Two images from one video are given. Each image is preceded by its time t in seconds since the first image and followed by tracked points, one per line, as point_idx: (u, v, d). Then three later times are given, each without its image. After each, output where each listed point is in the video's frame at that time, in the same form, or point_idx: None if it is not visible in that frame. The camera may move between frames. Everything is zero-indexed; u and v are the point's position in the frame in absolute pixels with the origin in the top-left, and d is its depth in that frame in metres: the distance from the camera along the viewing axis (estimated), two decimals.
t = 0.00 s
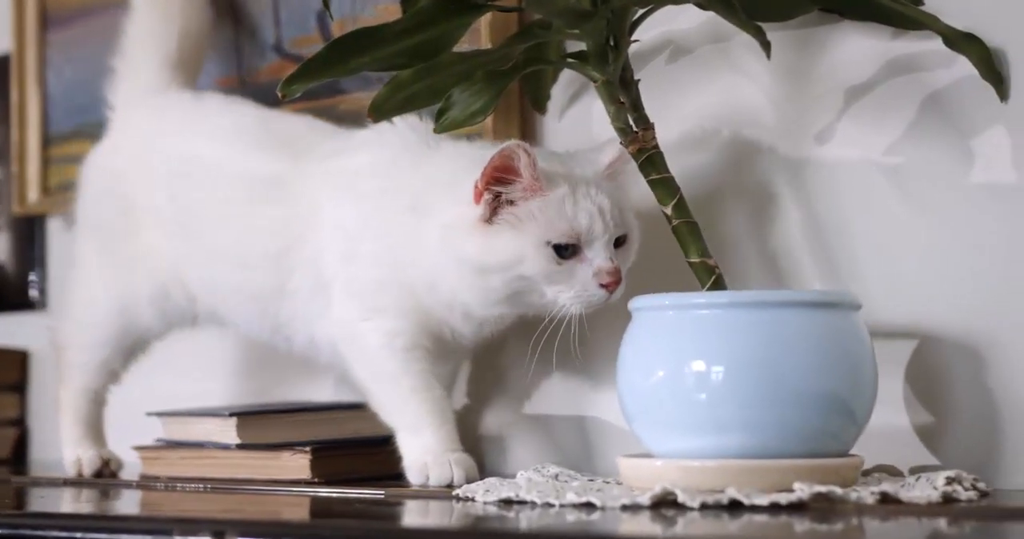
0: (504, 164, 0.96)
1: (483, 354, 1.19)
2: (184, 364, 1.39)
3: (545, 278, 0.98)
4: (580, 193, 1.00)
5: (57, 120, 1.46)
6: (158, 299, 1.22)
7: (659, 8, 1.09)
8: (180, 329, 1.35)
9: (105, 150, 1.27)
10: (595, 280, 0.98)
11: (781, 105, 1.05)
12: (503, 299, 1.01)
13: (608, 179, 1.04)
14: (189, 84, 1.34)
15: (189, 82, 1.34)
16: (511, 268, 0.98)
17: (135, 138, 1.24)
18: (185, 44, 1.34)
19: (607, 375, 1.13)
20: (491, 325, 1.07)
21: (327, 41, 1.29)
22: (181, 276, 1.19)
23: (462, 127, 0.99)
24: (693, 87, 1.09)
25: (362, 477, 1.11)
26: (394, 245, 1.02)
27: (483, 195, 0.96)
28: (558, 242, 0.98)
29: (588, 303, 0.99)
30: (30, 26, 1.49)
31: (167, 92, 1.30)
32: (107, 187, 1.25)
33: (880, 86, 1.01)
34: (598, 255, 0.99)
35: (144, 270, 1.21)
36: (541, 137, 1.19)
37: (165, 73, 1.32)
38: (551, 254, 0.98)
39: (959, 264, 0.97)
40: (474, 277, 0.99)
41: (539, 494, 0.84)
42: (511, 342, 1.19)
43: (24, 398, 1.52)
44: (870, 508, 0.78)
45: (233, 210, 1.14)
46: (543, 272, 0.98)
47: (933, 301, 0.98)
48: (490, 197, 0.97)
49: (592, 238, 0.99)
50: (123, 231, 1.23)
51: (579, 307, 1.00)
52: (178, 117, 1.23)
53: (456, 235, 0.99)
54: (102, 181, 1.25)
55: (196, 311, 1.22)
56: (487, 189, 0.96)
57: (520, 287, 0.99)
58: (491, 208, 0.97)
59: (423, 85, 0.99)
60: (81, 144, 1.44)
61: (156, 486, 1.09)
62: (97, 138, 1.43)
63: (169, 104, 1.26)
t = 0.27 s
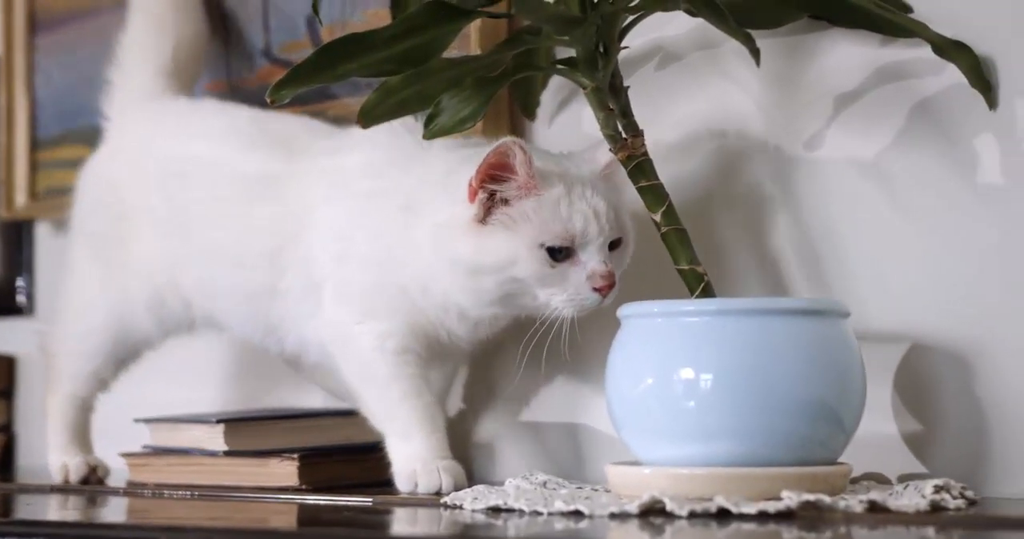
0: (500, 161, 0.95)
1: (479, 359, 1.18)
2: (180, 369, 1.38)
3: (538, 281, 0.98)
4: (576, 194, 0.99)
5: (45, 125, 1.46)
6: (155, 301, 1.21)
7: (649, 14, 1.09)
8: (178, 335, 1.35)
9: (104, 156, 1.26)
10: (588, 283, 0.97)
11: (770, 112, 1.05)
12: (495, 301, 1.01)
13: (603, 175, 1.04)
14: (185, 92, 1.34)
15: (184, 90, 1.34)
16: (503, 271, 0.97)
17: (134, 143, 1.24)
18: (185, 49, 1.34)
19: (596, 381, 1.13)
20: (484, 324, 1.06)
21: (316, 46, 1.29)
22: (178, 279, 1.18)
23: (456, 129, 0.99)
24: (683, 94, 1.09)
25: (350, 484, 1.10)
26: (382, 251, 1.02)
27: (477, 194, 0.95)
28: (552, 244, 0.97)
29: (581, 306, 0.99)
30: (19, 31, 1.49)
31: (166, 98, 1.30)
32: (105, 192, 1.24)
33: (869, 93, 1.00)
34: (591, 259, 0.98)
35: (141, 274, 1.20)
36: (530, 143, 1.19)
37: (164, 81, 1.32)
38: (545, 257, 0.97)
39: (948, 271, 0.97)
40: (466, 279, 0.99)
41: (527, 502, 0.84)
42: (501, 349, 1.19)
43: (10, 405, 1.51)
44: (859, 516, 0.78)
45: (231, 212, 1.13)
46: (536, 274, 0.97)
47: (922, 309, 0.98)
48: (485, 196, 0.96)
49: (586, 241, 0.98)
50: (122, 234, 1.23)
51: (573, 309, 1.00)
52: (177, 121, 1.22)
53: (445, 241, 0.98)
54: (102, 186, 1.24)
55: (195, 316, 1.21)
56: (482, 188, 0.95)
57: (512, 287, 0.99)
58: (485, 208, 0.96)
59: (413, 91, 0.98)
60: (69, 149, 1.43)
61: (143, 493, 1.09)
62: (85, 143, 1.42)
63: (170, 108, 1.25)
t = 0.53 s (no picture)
0: (478, 197, 0.95)
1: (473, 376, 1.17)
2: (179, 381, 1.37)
3: (512, 322, 0.97)
4: (553, 234, 0.98)
5: (30, 137, 1.45)
6: (154, 317, 1.19)
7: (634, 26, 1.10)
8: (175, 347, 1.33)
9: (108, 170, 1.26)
10: (563, 325, 0.97)
11: (754, 124, 1.05)
12: (471, 335, 1.00)
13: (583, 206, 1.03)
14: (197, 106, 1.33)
15: (193, 104, 1.33)
16: (477, 310, 0.97)
17: (138, 157, 1.23)
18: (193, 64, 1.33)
19: (581, 393, 1.13)
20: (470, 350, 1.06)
21: (300, 58, 1.29)
22: (175, 290, 1.16)
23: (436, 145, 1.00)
24: (667, 106, 1.09)
25: (335, 497, 1.10)
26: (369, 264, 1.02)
27: (455, 228, 0.95)
28: (525, 288, 0.97)
29: (554, 348, 0.99)
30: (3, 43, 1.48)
31: (172, 113, 1.28)
32: (106, 202, 1.23)
33: (853, 105, 1.01)
34: (565, 302, 0.98)
35: (135, 283, 1.18)
36: (515, 155, 1.19)
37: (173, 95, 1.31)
38: (519, 298, 0.96)
39: (932, 283, 0.97)
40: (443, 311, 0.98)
41: (513, 515, 0.84)
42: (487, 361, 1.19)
43: None
44: (845, 528, 0.78)
45: (230, 220, 1.12)
46: (509, 316, 0.97)
47: (906, 320, 0.98)
48: (462, 229, 0.96)
49: (561, 284, 0.97)
50: (114, 243, 1.21)
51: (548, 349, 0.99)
52: (180, 135, 1.22)
53: (429, 253, 0.98)
54: (104, 197, 1.23)
55: (193, 329, 1.20)
56: (459, 222, 0.95)
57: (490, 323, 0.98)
58: (464, 241, 0.96)
59: (397, 104, 0.98)
60: (53, 161, 1.43)
61: (128, 506, 1.08)
62: (70, 156, 1.42)
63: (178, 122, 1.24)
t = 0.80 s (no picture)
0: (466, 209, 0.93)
1: (475, 377, 1.16)
2: (185, 386, 1.36)
3: (497, 335, 0.96)
4: (538, 246, 0.97)
5: (21, 145, 1.45)
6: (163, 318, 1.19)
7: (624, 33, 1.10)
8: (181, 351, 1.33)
9: (116, 173, 1.26)
10: (547, 340, 0.96)
11: (744, 131, 1.05)
12: (455, 347, 0.99)
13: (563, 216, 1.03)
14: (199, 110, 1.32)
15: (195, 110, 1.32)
16: (461, 322, 0.96)
17: (147, 159, 1.23)
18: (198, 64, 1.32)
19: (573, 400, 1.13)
20: (456, 359, 1.05)
21: (291, 65, 1.29)
22: (184, 292, 1.16)
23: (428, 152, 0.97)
24: (657, 113, 1.10)
25: (326, 504, 1.10)
26: (349, 271, 1.01)
27: (441, 240, 0.93)
28: (511, 300, 0.96)
29: (538, 361, 0.98)
30: None
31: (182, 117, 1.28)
32: (115, 204, 1.24)
33: (842, 112, 1.01)
34: (550, 315, 0.97)
35: (146, 283, 1.18)
36: (506, 162, 1.19)
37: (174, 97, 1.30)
38: (504, 312, 0.96)
39: (922, 290, 0.98)
40: (428, 323, 0.97)
41: (503, 521, 0.84)
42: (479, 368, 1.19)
43: None
44: (835, 533, 0.78)
45: (234, 223, 1.12)
46: (493, 329, 0.96)
47: (896, 326, 0.98)
48: (449, 241, 0.94)
49: (546, 296, 0.97)
50: (127, 243, 1.21)
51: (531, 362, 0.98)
52: (194, 139, 1.21)
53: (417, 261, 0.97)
54: (120, 195, 1.23)
55: (200, 330, 1.19)
56: (446, 234, 0.93)
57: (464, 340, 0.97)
58: (451, 253, 0.95)
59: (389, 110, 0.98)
60: (44, 168, 1.43)
61: (118, 514, 1.08)
62: (60, 163, 1.42)
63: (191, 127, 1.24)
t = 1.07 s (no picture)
0: (461, 214, 0.93)
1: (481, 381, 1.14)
2: (192, 388, 1.36)
3: (489, 341, 0.97)
4: (532, 252, 0.97)
5: (20, 145, 1.45)
6: (173, 321, 1.18)
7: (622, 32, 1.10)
8: (186, 352, 1.33)
9: (119, 173, 1.26)
10: (540, 347, 0.97)
11: (743, 129, 1.06)
12: (450, 351, 1.00)
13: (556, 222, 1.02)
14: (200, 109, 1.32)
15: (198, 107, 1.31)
16: (453, 327, 0.97)
17: (151, 160, 1.23)
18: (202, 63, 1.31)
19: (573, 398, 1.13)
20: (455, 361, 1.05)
21: (290, 65, 1.29)
22: (189, 292, 1.16)
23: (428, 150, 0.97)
24: (656, 112, 1.10)
25: (326, 503, 1.10)
26: (348, 271, 1.01)
27: (436, 244, 0.93)
28: (504, 307, 0.96)
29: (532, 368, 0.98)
30: None
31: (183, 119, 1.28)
32: (114, 204, 1.23)
33: (841, 110, 1.01)
34: (544, 322, 0.97)
35: (154, 284, 1.18)
36: (505, 161, 1.19)
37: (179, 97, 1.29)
38: (496, 318, 0.96)
39: (920, 287, 0.98)
40: (422, 326, 0.98)
41: (503, 519, 0.84)
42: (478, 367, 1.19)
43: None
44: (835, 530, 0.78)
45: (243, 221, 1.12)
46: (485, 334, 0.96)
47: (895, 323, 0.99)
48: (444, 245, 0.94)
49: (540, 303, 0.97)
50: (132, 247, 1.20)
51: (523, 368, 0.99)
52: (196, 141, 1.21)
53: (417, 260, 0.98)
54: (122, 201, 1.23)
55: (207, 331, 1.18)
56: (440, 238, 0.93)
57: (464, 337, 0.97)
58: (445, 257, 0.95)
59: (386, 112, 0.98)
60: (43, 169, 1.43)
61: (119, 513, 1.09)
62: (59, 163, 1.42)
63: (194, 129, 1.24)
